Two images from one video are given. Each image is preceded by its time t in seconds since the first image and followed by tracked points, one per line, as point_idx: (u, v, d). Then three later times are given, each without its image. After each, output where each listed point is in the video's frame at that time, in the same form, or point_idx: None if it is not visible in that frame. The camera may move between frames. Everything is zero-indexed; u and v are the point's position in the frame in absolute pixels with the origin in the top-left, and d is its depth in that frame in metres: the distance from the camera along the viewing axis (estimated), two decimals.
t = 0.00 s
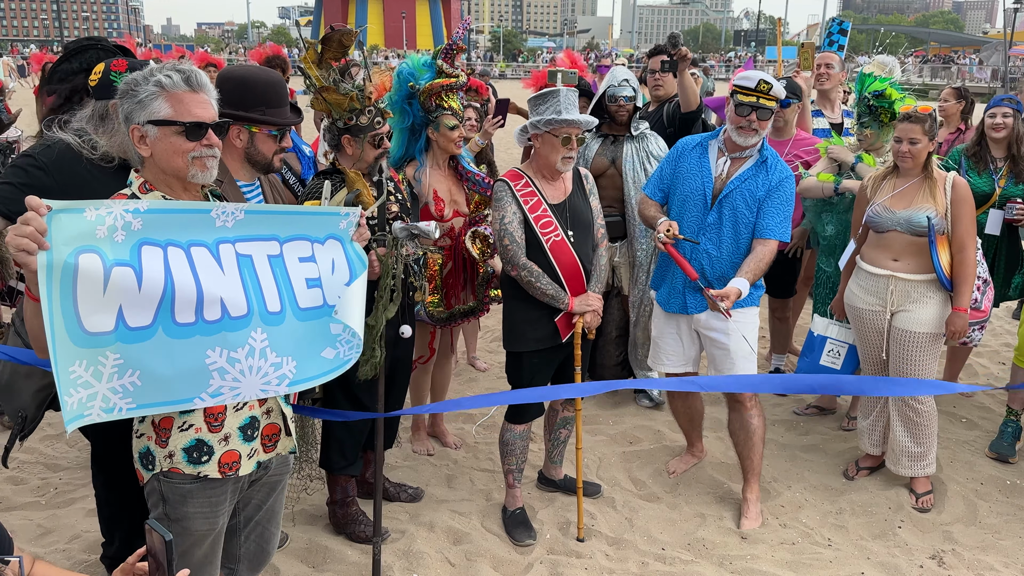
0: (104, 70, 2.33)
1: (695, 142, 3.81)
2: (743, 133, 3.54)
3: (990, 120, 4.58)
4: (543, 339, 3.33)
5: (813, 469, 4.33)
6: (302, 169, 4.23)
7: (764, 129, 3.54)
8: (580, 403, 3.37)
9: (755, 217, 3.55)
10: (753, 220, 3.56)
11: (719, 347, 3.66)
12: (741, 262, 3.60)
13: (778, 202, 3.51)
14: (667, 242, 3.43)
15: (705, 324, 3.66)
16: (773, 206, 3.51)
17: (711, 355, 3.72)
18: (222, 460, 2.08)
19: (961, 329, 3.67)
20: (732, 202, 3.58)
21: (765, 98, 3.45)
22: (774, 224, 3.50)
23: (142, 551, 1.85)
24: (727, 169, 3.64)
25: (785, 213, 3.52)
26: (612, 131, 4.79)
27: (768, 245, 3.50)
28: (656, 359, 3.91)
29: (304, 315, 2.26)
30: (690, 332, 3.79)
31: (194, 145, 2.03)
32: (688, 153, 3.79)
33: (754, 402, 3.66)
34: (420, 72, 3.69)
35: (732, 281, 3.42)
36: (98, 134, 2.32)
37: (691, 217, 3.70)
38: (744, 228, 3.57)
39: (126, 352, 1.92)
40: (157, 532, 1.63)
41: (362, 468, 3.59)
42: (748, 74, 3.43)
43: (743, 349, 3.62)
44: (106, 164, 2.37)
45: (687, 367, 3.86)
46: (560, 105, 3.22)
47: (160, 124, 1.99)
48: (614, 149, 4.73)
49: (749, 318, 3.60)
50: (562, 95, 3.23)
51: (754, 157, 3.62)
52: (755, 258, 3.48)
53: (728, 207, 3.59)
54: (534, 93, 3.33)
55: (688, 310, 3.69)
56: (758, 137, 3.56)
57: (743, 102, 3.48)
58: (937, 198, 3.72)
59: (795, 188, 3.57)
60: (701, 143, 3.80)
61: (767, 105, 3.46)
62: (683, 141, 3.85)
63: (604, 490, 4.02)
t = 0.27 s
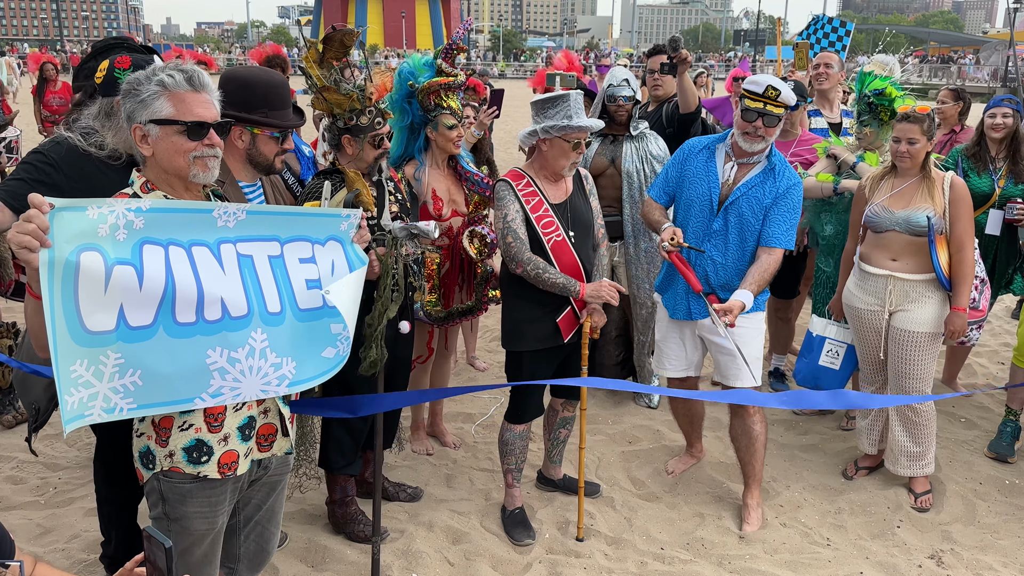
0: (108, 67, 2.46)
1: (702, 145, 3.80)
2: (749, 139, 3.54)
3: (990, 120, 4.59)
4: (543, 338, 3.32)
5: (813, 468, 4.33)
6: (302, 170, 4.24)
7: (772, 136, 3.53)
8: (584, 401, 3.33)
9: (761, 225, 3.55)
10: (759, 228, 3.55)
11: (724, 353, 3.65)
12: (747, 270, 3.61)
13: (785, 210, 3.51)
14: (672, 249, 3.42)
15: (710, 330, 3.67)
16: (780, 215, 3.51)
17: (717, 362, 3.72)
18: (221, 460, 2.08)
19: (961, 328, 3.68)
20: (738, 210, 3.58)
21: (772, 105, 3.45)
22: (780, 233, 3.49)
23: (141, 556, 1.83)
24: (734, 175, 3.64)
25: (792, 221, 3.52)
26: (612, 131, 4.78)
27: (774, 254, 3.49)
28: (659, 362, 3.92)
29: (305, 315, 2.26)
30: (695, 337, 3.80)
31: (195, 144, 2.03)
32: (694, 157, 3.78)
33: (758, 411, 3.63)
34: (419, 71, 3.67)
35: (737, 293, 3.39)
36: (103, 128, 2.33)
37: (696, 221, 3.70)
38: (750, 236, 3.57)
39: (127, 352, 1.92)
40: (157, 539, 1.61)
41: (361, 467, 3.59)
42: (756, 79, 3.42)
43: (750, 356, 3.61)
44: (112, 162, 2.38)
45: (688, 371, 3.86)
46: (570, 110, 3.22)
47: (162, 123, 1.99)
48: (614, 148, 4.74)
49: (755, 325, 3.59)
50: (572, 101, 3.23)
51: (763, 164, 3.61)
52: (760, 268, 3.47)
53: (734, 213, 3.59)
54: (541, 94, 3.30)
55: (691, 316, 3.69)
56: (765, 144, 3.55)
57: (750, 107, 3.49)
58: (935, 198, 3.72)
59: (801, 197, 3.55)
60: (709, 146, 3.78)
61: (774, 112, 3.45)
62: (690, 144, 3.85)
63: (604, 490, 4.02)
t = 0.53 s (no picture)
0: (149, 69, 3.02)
1: (708, 142, 3.80)
2: (742, 135, 3.56)
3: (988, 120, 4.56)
4: (543, 336, 3.32)
5: (812, 467, 4.33)
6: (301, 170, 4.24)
7: (764, 133, 3.53)
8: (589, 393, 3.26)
9: (766, 224, 3.55)
10: (763, 228, 3.55)
11: (725, 353, 3.65)
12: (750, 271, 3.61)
13: (789, 210, 3.51)
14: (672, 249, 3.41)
15: (712, 329, 3.67)
16: (784, 215, 3.51)
17: (718, 361, 3.71)
18: (221, 459, 2.08)
19: (961, 327, 3.67)
20: (743, 210, 3.58)
21: (761, 97, 3.48)
22: (785, 233, 3.49)
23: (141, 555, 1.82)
24: (737, 174, 3.65)
25: (796, 221, 3.51)
26: (611, 129, 4.78)
27: (779, 255, 3.49)
28: (661, 361, 3.91)
29: (305, 314, 2.26)
30: (697, 336, 3.80)
31: (195, 142, 2.03)
32: (699, 155, 3.78)
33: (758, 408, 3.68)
34: (416, 69, 3.68)
35: (741, 294, 3.40)
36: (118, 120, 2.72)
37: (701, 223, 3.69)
38: (754, 237, 3.57)
39: (126, 348, 1.92)
40: (156, 538, 1.60)
41: (361, 466, 3.59)
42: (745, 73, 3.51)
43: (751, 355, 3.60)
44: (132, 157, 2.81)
45: (689, 370, 3.86)
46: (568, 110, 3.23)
47: (163, 122, 1.98)
48: (613, 146, 4.73)
49: (756, 324, 3.60)
50: (572, 100, 3.23)
51: (766, 162, 3.61)
52: (764, 269, 3.47)
53: (738, 215, 3.59)
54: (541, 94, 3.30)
55: (694, 316, 3.70)
56: (758, 141, 3.54)
57: (740, 100, 3.55)
58: (934, 197, 3.72)
59: (808, 197, 3.56)
60: (714, 144, 3.78)
61: (762, 104, 3.48)
62: (695, 141, 3.84)
63: (603, 489, 4.02)
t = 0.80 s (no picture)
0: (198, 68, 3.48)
1: (710, 141, 3.80)
2: (747, 129, 3.56)
3: (986, 118, 4.60)
4: (543, 335, 3.32)
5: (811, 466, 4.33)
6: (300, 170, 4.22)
7: (769, 128, 3.53)
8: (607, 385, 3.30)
9: (769, 223, 3.55)
10: (767, 227, 3.55)
11: (728, 352, 3.64)
12: (752, 269, 3.60)
13: (794, 209, 3.51)
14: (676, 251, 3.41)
15: (714, 328, 3.67)
16: (787, 213, 3.51)
17: (721, 359, 3.71)
18: (220, 458, 2.07)
19: (960, 326, 3.68)
20: (746, 207, 3.58)
21: (766, 93, 3.49)
22: (788, 231, 3.49)
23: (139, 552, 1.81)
24: (740, 172, 3.65)
25: (800, 221, 3.52)
26: (611, 128, 4.77)
27: (782, 252, 3.49)
28: (665, 362, 3.90)
29: (305, 313, 2.26)
30: (701, 336, 3.80)
31: (197, 141, 2.02)
32: (702, 152, 3.78)
33: (759, 408, 3.68)
34: (411, 68, 3.68)
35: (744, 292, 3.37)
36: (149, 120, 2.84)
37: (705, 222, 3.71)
38: (758, 232, 3.57)
39: (125, 345, 1.91)
40: (156, 536, 1.59)
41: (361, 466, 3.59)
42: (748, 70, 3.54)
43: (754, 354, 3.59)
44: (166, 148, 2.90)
45: (694, 369, 3.86)
46: (567, 106, 3.23)
47: (164, 120, 1.98)
48: (613, 145, 4.73)
49: (761, 325, 3.59)
50: (566, 98, 3.23)
51: (770, 160, 3.60)
52: (768, 266, 3.46)
53: (741, 212, 3.59)
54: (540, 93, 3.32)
55: (699, 315, 3.69)
56: (763, 135, 3.54)
57: (744, 97, 3.55)
58: (934, 196, 3.72)
59: (810, 194, 3.55)
60: (716, 142, 3.78)
61: (766, 99, 3.48)
62: (698, 140, 3.84)
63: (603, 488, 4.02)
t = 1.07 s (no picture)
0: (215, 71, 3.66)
1: (704, 142, 3.80)
2: (747, 132, 3.53)
3: (983, 118, 4.58)
4: (541, 334, 3.32)
5: (810, 466, 4.33)
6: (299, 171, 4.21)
7: (769, 128, 3.53)
8: (617, 383, 3.41)
9: (766, 220, 3.55)
10: (764, 225, 3.56)
11: (728, 353, 3.64)
12: (750, 268, 3.61)
13: (789, 206, 3.52)
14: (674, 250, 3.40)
15: (714, 328, 3.66)
16: (784, 210, 3.52)
17: (720, 361, 3.70)
18: (217, 454, 2.07)
19: (958, 326, 3.65)
20: (744, 207, 3.58)
21: (764, 94, 3.46)
22: (785, 229, 3.50)
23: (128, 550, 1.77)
24: (736, 172, 3.65)
25: (796, 218, 3.52)
26: (610, 128, 4.78)
27: (779, 249, 3.51)
28: (661, 363, 3.92)
29: (304, 310, 2.25)
30: (698, 338, 3.80)
31: (196, 141, 2.03)
32: (697, 154, 3.78)
33: (757, 409, 3.67)
34: (404, 67, 3.64)
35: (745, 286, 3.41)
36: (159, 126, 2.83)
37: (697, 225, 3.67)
38: (755, 232, 3.57)
39: (122, 343, 1.91)
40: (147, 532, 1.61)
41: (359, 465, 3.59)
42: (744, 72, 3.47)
43: (754, 354, 3.59)
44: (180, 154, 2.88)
45: (690, 372, 3.86)
46: (563, 104, 3.24)
47: (162, 120, 1.98)
48: (611, 145, 4.73)
49: (761, 325, 3.59)
50: (546, 97, 3.26)
51: (764, 160, 3.61)
52: (766, 264, 3.48)
53: (738, 212, 3.59)
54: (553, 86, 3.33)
55: (698, 317, 3.68)
56: (762, 135, 3.53)
57: (742, 99, 3.50)
58: (933, 195, 3.72)
59: (805, 191, 3.56)
60: (711, 143, 3.78)
61: (766, 100, 3.46)
62: (692, 142, 3.84)
63: (601, 488, 4.02)
